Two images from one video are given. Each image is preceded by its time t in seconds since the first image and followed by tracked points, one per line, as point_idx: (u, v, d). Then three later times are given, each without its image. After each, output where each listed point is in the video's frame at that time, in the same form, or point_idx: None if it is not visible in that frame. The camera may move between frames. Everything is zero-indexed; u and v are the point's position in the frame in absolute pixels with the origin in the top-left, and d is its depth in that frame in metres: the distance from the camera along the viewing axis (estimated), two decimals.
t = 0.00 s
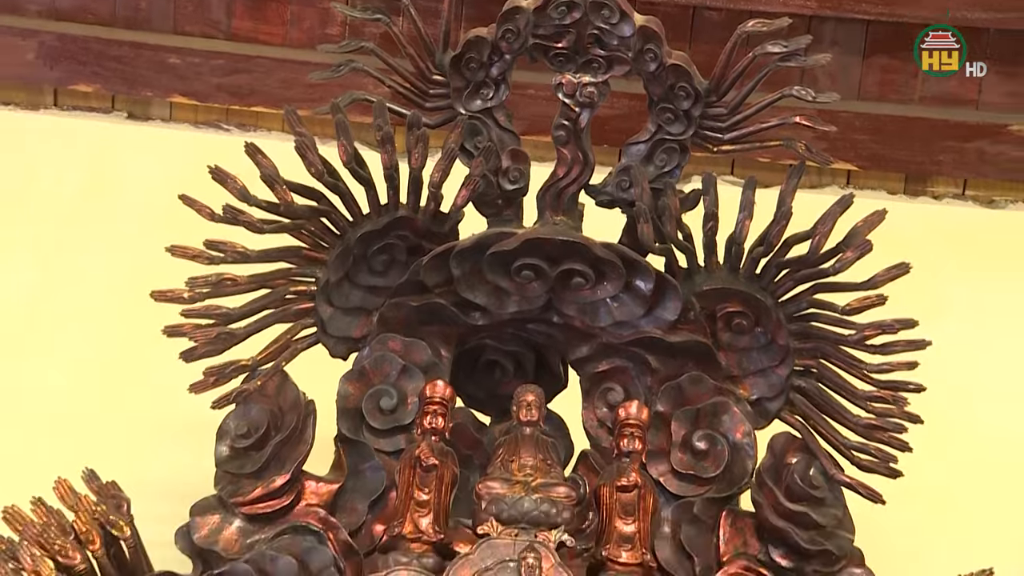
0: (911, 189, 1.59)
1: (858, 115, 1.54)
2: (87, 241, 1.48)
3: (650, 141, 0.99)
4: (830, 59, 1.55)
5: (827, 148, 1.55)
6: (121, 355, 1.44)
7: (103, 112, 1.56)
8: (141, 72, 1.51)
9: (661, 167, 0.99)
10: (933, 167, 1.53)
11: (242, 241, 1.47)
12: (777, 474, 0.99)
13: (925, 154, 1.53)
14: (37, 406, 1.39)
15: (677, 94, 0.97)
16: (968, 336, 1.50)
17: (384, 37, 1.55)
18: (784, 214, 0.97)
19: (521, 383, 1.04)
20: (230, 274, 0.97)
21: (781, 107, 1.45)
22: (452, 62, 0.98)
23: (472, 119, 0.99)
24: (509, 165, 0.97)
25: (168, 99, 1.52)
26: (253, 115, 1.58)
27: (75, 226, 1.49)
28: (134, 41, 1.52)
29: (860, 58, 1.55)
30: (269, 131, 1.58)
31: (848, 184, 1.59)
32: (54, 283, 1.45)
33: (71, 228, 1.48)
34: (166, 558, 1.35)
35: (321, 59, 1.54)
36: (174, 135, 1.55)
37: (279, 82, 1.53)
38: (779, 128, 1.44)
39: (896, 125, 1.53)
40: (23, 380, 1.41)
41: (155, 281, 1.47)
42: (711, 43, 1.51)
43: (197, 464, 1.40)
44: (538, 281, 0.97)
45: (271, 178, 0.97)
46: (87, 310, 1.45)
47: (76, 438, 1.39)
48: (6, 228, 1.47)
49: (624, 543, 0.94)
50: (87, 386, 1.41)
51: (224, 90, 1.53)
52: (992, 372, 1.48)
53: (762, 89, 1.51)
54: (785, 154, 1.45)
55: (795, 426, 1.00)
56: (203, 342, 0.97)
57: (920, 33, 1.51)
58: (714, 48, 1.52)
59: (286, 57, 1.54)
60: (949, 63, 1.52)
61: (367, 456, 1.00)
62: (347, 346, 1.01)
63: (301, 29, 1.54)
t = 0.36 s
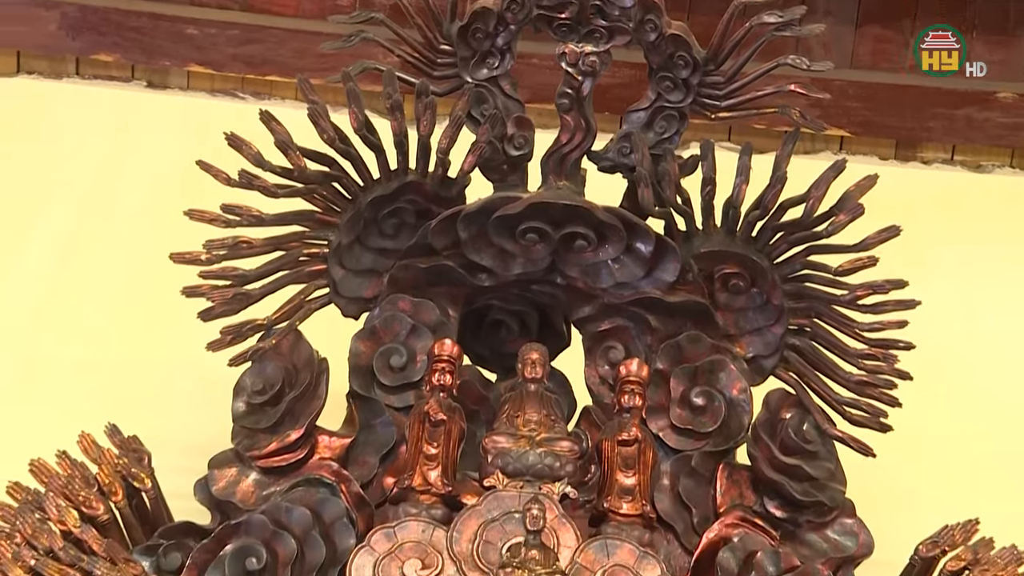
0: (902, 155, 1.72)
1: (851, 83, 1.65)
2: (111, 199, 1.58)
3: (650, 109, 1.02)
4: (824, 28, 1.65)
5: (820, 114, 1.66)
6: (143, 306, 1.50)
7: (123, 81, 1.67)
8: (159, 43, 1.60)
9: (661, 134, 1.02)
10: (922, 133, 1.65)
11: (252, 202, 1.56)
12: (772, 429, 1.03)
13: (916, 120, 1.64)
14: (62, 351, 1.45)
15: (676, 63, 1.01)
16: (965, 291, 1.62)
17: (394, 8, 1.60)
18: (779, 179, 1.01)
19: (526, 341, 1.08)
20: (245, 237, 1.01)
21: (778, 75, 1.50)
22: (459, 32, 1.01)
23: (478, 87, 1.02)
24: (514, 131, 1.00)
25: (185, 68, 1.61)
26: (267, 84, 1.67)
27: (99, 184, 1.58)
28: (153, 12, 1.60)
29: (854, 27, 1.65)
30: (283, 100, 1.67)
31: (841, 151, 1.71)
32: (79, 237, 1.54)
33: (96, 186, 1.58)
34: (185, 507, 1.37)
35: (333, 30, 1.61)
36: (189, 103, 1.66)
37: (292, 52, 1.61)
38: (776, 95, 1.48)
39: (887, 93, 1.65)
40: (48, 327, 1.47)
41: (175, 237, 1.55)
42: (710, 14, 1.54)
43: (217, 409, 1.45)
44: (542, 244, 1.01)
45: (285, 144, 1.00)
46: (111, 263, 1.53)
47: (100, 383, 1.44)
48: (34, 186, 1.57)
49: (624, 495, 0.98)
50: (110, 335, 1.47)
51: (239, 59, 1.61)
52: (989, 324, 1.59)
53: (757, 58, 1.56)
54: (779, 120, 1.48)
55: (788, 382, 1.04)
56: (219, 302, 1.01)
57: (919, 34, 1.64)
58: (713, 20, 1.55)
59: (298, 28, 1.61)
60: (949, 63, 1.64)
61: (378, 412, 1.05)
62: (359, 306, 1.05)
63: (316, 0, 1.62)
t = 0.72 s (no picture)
0: (892, 119, 1.78)
1: (844, 51, 1.71)
2: (132, 163, 1.64)
3: (649, 76, 1.06)
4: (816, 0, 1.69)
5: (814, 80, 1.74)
6: (163, 267, 1.57)
7: (141, 49, 1.72)
8: (176, 12, 1.66)
9: (659, 100, 1.06)
10: (912, 98, 1.72)
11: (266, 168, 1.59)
12: (766, 384, 1.08)
13: (906, 86, 1.72)
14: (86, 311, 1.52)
15: (675, 31, 1.04)
16: (950, 252, 1.68)
17: None
18: (774, 143, 1.04)
19: (530, 301, 1.13)
20: (259, 200, 1.05)
21: (773, 43, 1.56)
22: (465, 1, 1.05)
23: (483, 55, 1.06)
24: (517, 97, 1.04)
25: (200, 37, 1.68)
26: (280, 53, 1.73)
27: (120, 150, 1.64)
28: None
29: None
30: (296, 68, 1.72)
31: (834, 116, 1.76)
32: (101, 200, 1.60)
33: (116, 152, 1.64)
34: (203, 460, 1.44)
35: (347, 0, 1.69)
36: (205, 68, 1.71)
37: (304, 20, 1.68)
38: (770, 63, 1.52)
39: (879, 60, 1.71)
40: (72, 287, 1.53)
41: (193, 200, 1.61)
42: None
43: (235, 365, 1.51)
44: (545, 207, 1.05)
45: (297, 111, 1.05)
46: (132, 226, 1.59)
47: (122, 340, 1.51)
48: (58, 152, 1.63)
49: (624, 448, 1.04)
50: (132, 295, 1.54)
51: (253, 28, 1.68)
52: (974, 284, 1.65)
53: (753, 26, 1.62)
54: (773, 87, 1.55)
55: (782, 339, 1.09)
56: (235, 263, 1.05)
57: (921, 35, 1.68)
58: None
59: None
60: (948, 64, 1.69)
61: (387, 369, 1.09)
62: (369, 267, 1.09)
63: None
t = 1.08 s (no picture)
0: (881, 90, 1.87)
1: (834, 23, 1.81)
2: (150, 134, 1.70)
3: (646, 48, 1.11)
4: None
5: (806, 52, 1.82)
6: (183, 232, 1.64)
7: (157, 22, 1.78)
8: None
9: (656, 71, 1.11)
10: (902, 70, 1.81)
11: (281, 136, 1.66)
12: (760, 344, 1.12)
13: (896, 58, 1.81)
14: (107, 274, 1.58)
15: (671, 4, 1.10)
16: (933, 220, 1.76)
17: None
18: (767, 112, 1.09)
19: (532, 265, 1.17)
20: (271, 169, 1.10)
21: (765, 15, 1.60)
22: None
23: (487, 28, 1.10)
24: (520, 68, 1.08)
25: (215, 10, 1.75)
26: (291, 26, 1.79)
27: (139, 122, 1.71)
28: None
29: None
30: (306, 41, 1.79)
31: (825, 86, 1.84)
32: (120, 170, 1.67)
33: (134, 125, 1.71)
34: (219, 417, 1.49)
35: None
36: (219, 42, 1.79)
37: None
38: (763, 34, 1.57)
39: (868, 31, 1.80)
40: (92, 253, 1.60)
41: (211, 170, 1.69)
42: None
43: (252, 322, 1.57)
44: (547, 174, 1.09)
45: (307, 82, 1.09)
46: (151, 193, 1.66)
47: (144, 301, 1.57)
48: (77, 124, 1.70)
49: (623, 406, 1.09)
50: (152, 259, 1.61)
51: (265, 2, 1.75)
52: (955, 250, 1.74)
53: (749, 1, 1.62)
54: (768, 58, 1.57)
55: (774, 301, 1.13)
56: (248, 228, 1.11)
57: (923, 36, 1.80)
58: None
59: None
60: (947, 64, 1.80)
61: (395, 330, 1.14)
62: (377, 233, 1.14)
63: None
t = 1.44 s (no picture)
0: (870, 65, 1.90)
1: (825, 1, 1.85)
2: (166, 113, 1.76)
3: (645, 25, 1.18)
4: None
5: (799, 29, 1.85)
6: (202, 206, 1.69)
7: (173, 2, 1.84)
8: None
9: (654, 48, 1.18)
10: (889, 46, 1.87)
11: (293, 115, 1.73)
12: (753, 311, 1.17)
13: (884, 34, 1.87)
14: (130, 249, 1.64)
15: None
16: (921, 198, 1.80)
17: None
18: (761, 87, 1.15)
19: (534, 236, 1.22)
20: (284, 143, 1.16)
21: None
22: None
23: (491, 7, 1.17)
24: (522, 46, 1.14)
25: None
26: (302, 5, 1.83)
27: (155, 101, 1.76)
28: None
29: None
30: (316, 19, 1.83)
31: (816, 62, 1.88)
32: (139, 145, 1.72)
33: (151, 104, 1.76)
34: (236, 381, 1.55)
35: None
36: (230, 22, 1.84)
37: None
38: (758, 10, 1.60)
39: (859, 9, 1.86)
40: (111, 224, 1.65)
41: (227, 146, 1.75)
42: None
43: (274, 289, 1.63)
44: (548, 147, 1.15)
45: (318, 59, 1.16)
46: (170, 170, 1.71)
47: (164, 271, 1.63)
48: (95, 104, 1.74)
49: (622, 370, 1.15)
50: (172, 231, 1.66)
51: None
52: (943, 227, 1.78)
53: None
54: (762, 35, 1.60)
55: (767, 270, 1.19)
56: (263, 200, 1.17)
57: (921, 34, 1.87)
58: None
59: None
60: (948, 63, 1.89)
61: (403, 297, 1.19)
62: (385, 204, 1.20)
63: None
